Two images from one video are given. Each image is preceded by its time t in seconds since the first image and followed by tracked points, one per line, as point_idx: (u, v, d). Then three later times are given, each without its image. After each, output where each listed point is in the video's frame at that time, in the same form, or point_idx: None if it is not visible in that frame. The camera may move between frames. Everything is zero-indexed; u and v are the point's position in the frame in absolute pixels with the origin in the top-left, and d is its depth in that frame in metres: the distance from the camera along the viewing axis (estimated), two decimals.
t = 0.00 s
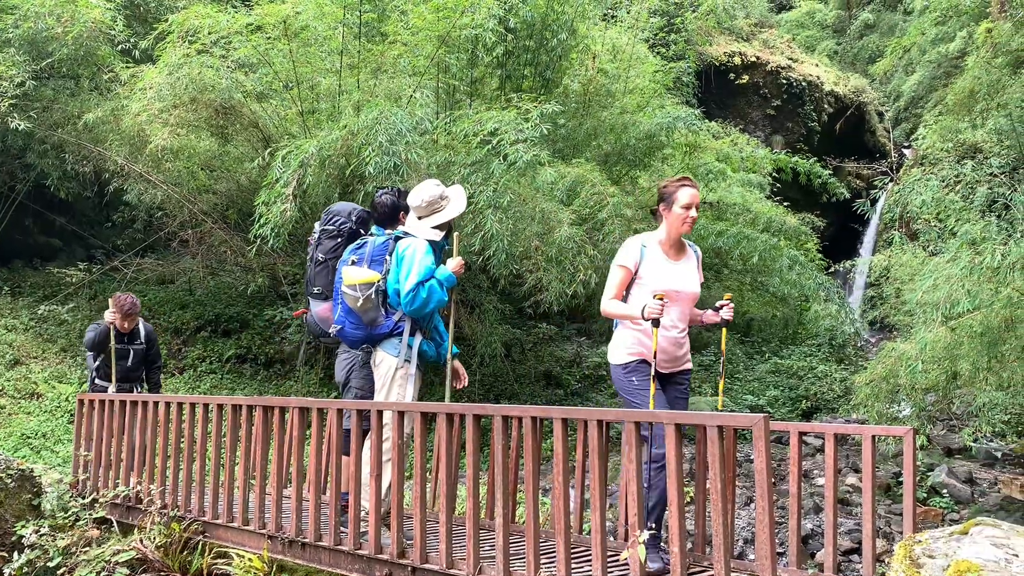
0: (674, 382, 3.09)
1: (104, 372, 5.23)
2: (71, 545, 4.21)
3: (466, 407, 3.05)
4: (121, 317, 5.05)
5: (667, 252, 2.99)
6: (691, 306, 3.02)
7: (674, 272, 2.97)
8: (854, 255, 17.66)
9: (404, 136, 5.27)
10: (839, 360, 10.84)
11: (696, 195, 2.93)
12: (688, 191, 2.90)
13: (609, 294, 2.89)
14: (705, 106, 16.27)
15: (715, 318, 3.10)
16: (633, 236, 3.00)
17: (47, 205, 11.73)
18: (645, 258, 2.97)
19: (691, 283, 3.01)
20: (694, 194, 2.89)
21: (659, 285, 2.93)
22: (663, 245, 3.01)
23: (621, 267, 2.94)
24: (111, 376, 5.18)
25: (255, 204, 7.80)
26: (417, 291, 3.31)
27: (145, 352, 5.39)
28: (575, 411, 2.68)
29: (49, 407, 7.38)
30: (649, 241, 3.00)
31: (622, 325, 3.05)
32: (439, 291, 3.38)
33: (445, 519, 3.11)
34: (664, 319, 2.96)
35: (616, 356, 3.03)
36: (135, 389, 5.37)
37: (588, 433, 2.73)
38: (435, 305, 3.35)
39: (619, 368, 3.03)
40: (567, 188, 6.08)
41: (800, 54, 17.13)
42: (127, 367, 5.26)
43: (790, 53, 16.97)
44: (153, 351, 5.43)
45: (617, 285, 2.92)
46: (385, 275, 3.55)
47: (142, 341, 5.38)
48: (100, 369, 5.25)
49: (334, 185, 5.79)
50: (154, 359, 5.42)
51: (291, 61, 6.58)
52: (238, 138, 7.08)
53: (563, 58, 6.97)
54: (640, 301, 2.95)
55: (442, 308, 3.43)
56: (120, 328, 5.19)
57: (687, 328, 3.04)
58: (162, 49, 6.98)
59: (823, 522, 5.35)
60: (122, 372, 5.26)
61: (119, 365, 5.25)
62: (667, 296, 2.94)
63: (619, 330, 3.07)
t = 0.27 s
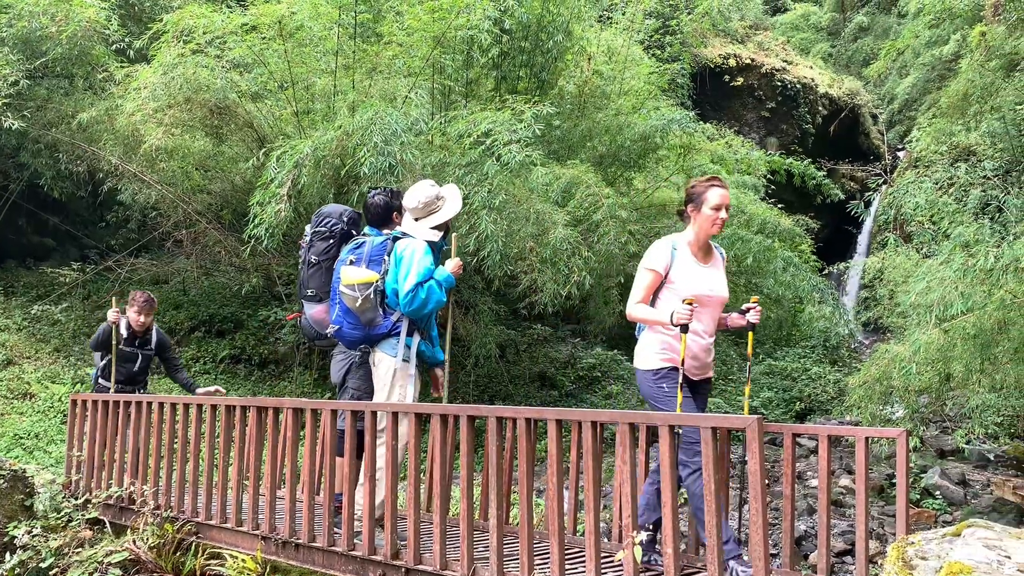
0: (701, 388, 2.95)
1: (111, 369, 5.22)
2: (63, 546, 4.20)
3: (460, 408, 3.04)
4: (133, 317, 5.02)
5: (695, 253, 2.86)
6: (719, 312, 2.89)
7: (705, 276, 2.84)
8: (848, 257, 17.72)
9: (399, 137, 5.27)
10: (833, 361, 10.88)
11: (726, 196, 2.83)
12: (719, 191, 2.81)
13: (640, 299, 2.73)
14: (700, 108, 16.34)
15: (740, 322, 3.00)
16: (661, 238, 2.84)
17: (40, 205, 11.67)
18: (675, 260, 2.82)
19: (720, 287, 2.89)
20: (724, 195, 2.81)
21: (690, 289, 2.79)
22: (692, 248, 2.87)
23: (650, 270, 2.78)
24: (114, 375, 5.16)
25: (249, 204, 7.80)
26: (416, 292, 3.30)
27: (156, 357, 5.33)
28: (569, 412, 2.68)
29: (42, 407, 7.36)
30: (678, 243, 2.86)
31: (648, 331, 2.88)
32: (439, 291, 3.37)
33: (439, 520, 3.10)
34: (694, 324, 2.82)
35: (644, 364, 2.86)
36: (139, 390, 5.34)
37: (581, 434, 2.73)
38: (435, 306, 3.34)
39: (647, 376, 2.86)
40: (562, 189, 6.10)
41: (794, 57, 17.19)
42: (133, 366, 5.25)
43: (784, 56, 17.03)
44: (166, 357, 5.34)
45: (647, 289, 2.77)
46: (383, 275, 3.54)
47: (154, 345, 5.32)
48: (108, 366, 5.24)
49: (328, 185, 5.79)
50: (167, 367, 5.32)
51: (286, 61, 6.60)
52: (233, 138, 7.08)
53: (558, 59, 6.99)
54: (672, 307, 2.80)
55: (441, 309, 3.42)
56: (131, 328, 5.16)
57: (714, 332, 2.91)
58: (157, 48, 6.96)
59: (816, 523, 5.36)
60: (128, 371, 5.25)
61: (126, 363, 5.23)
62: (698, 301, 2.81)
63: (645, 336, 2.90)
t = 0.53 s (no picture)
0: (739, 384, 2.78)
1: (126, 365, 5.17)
2: (58, 548, 4.19)
3: (456, 410, 3.04)
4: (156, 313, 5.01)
5: (731, 244, 2.68)
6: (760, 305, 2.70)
7: (745, 268, 2.65)
8: (843, 259, 17.77)
9: (395, 138, 5.27)
10: (828, 364, 10.91)
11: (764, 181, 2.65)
12: (757, 177, 2.63)
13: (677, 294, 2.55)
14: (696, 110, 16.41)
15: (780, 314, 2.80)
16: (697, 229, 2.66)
17: (35, 205, 11.62)
18: (713, 252, 2.63)
19: (761, 279, 2.70)
20: (763, 180, 2.62)
21: (730, 282, 2.60)
22: (728, 239, 2.69)
23: (687, 264, 2.59)
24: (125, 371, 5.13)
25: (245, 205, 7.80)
26: (415, 299, 3.30)
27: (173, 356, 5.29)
28: (565, 414, 2.68)
29: (37, 409, 7.35)
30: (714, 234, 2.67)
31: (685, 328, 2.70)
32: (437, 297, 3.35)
33: (434, 522, 3.10)
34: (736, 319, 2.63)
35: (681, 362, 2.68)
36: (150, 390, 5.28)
37: (577, 436, 2.73)
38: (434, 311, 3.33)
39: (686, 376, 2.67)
40: (558, 192, 6.13)
41: (790, 59, 17.22)
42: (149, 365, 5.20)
43: (780, 58, 17.06)
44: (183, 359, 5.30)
45: (684, 284, 2.58)
46: (382, 278, 3.52)
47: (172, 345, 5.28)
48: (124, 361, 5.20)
49: (324, 187, 5.79)
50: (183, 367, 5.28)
51: (282, 63, 6.62)
52: (229, 139, 7.07)
53: (555, 61, 6.99)
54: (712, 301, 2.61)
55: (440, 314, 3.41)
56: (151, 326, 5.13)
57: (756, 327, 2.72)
58: (153, 49, 6.95)
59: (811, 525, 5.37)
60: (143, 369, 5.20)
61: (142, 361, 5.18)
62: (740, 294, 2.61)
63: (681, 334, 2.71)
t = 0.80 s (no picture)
0: (772, 382, 2.68)
1: (136, 362, 5.11)
2: (54, 550, 4.18)
3: (452, 412, 3.03)
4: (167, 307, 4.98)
5: (772, 236, 2.62)
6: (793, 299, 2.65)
7: (784, 261, 2.60)
8: (840, 260, 17.80)
9: (392, 139, 5.27)
10: (826, 365, 10.92)
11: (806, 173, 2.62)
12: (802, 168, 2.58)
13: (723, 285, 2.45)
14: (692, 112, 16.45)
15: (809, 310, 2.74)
16: (740, 219, 2.57)
17: (31, 206, 11.60)
18: (756, 243, 2.55)
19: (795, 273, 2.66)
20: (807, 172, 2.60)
21: (772, 274, 2.54)
22: (768, 231, 2.63)
23: (731, 254, 2.50)
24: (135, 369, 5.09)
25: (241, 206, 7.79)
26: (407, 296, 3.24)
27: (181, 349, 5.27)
28: (561, 415, 2.68)
29: (33, 410, 7.34)
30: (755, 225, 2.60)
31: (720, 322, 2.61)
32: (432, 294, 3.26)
33: (431, 523, 3.09)
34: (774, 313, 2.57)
35: (717, 358, 2.58)
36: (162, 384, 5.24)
37: (574, 437, 2.72)
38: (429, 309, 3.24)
39: (719, 371, 2.57)
40: (555, 193, 6.13)
41: (787, 60, 17.25)
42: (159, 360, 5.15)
43: (776, 59, 17.07)
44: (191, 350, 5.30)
45: (728, 275, 2.49)
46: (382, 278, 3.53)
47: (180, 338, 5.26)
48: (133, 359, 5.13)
49: (321, 188, 5.79)
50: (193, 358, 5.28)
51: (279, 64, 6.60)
52: (225, 140, 7.06)
53: (552, 62, 6.99)
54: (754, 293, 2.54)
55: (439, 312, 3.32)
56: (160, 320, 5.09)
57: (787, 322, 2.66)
58: (149, 50, 6.94)
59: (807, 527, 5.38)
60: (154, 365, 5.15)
61: (152, 357, 5.13)
62: (780, 287, 2.56)
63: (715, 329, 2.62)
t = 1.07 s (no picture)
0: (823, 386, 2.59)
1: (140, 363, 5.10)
2: (48, 551, 4.17)
3: (449, 412, 3.03)
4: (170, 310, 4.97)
5: (811, 233, 2.61)
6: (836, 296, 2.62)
7: (826, 257, 2.58)
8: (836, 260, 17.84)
9: (388, 139, 5.27)
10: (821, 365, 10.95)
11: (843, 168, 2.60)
12: (840, 163, 2.57)
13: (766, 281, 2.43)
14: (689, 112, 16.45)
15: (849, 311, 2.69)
16: (779, 215, 2.56)
17: (26, 206, 11.55)
18: (798, 239, 2.53)
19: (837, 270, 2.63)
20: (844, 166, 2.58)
21: (815, 270, 2.52)
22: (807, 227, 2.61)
23: (773, 250, 2.49)
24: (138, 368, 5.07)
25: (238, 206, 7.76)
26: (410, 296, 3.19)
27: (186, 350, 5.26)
28: (557, 415, 2.68)
29: (28, 411, 7.33)
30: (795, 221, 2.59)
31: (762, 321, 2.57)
32: (434, 294, 3.19)
33: (427, 523, 3.09)
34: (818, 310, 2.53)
35: (769, 361, 2.51)
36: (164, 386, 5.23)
37: (570, 437, 2.73)
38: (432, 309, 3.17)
39: (767, 373, 2.51)
40: (551, 193, 6.14)
41: (783, 61, 17.28)
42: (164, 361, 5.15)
43: (773, 60, 17.11)
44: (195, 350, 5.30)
45: (770, 270, 2.47)
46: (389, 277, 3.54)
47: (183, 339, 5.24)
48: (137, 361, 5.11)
49: (317, 188, 5.78)
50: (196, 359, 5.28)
51: (275, 64, 6.62)
52: (221, 140, 7.06)
53: (549, 63, 7.00)
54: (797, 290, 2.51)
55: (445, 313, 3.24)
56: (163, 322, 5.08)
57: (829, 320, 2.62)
58: (145, 50, 6.93)
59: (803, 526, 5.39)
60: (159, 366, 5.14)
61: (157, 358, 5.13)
62: (823, 283, 2.53)
63: (758, 328, 2.58)
